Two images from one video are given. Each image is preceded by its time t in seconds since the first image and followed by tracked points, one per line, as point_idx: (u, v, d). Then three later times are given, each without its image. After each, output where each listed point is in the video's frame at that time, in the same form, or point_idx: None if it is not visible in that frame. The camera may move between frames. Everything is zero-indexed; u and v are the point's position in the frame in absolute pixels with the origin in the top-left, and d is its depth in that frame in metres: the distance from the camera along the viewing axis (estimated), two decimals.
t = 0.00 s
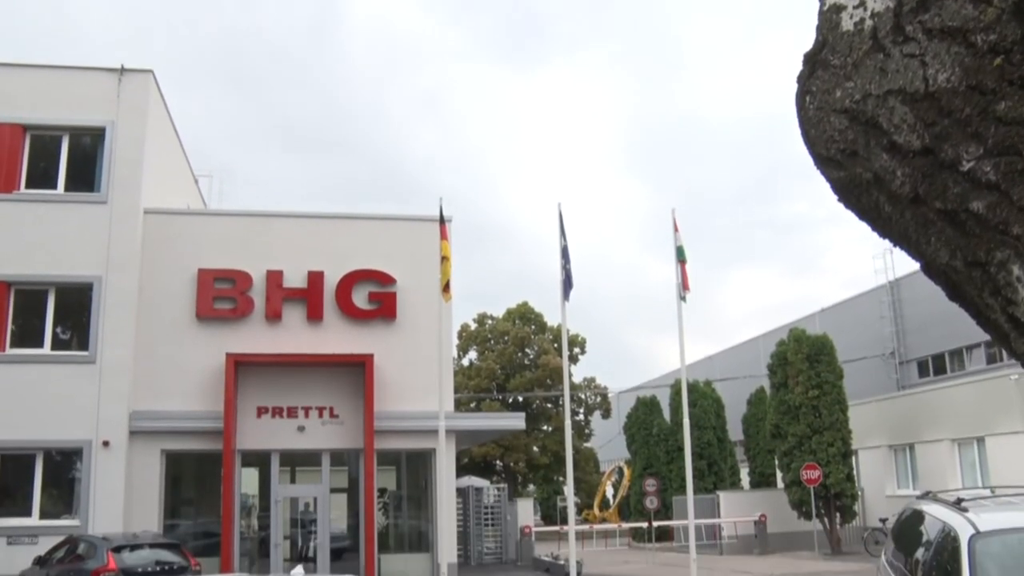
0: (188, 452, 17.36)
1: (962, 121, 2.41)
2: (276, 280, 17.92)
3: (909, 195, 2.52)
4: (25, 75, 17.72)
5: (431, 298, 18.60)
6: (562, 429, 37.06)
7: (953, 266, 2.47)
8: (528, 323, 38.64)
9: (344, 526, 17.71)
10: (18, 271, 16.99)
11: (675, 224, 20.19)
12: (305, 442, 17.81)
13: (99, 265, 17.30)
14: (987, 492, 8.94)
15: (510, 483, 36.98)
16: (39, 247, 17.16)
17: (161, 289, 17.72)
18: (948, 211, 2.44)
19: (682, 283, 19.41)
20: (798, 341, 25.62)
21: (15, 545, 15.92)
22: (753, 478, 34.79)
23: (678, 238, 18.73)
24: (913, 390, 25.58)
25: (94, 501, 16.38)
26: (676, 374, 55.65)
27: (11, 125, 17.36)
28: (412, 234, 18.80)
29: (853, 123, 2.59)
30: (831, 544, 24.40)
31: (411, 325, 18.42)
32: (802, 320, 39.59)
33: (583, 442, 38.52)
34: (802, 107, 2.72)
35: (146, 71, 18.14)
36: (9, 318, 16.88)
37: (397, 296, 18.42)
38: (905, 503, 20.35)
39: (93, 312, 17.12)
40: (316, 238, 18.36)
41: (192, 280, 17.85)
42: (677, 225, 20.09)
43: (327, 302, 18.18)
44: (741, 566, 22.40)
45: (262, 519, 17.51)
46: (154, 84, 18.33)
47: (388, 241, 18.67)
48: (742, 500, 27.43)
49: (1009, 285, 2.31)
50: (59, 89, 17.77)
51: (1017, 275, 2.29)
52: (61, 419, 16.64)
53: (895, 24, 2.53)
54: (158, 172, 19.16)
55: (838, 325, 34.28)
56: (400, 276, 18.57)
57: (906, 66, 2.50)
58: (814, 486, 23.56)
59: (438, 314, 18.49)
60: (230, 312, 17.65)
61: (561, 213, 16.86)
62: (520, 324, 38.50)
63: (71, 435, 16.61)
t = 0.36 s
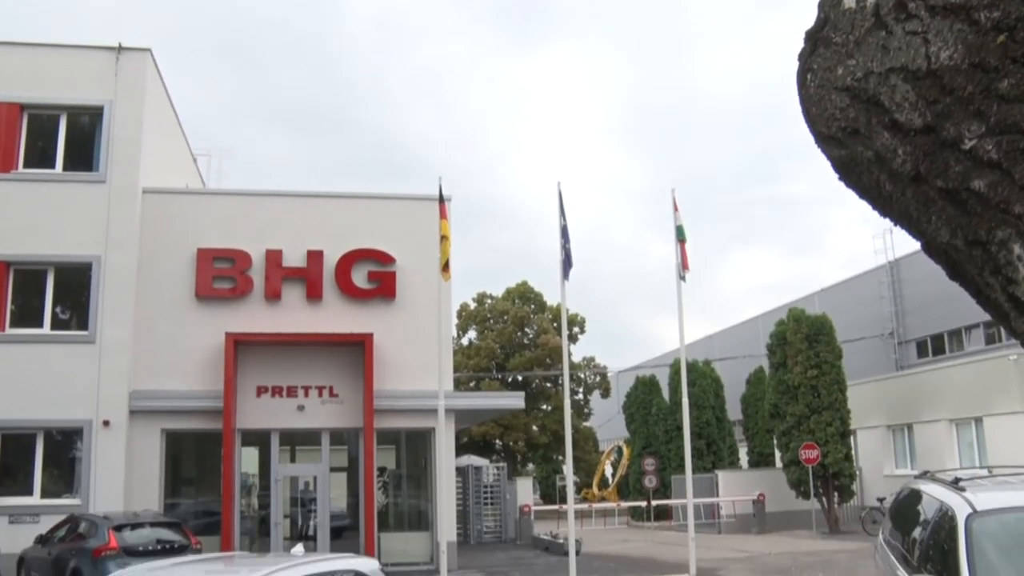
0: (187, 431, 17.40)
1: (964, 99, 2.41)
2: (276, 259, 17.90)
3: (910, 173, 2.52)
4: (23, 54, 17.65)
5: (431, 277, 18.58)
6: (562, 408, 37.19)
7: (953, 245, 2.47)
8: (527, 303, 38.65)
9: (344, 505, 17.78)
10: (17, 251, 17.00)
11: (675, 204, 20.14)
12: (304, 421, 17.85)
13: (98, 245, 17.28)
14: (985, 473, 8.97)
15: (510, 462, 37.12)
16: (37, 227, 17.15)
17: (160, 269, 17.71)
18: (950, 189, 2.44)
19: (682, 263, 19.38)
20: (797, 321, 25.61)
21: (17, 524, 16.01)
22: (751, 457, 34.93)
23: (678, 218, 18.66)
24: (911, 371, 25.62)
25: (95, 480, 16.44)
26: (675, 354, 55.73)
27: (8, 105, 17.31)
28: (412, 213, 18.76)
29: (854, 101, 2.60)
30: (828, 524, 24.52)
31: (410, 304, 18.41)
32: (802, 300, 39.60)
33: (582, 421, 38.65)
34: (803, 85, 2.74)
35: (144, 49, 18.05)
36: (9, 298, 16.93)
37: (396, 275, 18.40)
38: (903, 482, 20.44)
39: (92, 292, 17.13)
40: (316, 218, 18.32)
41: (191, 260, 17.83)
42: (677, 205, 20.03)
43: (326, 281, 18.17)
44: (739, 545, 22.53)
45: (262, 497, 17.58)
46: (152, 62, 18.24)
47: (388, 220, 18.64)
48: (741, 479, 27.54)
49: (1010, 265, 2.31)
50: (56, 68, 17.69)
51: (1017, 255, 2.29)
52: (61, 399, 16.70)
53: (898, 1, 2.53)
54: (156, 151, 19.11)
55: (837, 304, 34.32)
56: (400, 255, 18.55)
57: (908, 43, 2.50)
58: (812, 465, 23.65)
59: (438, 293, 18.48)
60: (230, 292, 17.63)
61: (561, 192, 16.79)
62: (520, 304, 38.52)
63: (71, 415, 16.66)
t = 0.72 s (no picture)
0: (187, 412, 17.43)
1: (966, 77, 2.46)
2: (275, 239, 17.87)
3: (912, 151, 2.57)
4: (19, 33, 17.57)
5: (430, 257, 18.57)
6: (561, 387, 37.27)
7: (954, 225, 2.50)
8: (526, 283, 38.61)
9: (344, 484, 17.84)
10: (15, 231, 16.99)
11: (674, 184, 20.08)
12: (304, 401, 17.89)
13: (97, 225, 17.26)
14: (984, 452, 8.99)
15: (509, 442, 37.21)
16: (36, 207, 17.14)
17: (159, 248, 17.68)
18: (951, 167, 2.48)
19: (681, 242, 19.37)
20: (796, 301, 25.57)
21: (19, 503, 16.09)
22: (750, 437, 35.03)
23: (678, 198, 18.60)
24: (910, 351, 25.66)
25: (95, 460, 16.49)
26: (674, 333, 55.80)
27: (6, 84, 17.25)
28: (411, 192, 18.72)
29: (855, 79, 2.66)
30: (826, 503, 24.63)
31: (409, 283, 18.40)
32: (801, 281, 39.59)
33: (582, 401, 38.72)
34: (805, 63, 2.80)
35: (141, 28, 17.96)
36: (8, 278, 16.96)
37: (395, 255, 18.37)
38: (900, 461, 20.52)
39: (91, 272, 17.15)
40: (315, 197, 18.28)
41: (189, 239, 17.80)
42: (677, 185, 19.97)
43: (325, 260, 18.16)
44: (737, 525, 22.65)
45: (262, 477, 17.64)
46: (150, 41, 18.14)
47: (388, 199, 18.59)
48: (740, 459, 27.63)
49: (1010, 245, 2.36)
50: (53, 47, 17.62)
51: (1019, 234, 2.34)
52: (61, 379, 16.73)
53: None
54: (155, 130, 19.05)
55: (836, 284, 34.34)
56: (400, 234, 18.53)
57: (909, 21, 2.56)
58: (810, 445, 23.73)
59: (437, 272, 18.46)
60: (229, 272, 17.61)
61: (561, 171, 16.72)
62: (519, 284, 38.49)
63: (71, 394, 16.69)
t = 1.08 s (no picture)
0: (187, 394, 17.45)
1: (969, 58, 2.45)
2: (274, 221, 17.83)
3: (913, 132, 2.58)
4: (17, 13, 17.49)
5: (430, 239, 18.54)
6: (561, 369, 37.33)
7: (956, 205, 2.51)
8: (526, 265, 38.61)
9: (344, 466, 17.90)
10: (14, 213, 16.98)
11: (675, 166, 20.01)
12: (304, 382, 17.92)
13: (95, 207, 17.23)
14: (982, 434, 9.00)
15: (508, 423, 37.31)
16: (34, 189, 17.10)
17: (158, 230, 17.65)
18: (952, 148, 2.49)
19: (681, 224, 19.33)
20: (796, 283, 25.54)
21: (20, 485, 16.14)
22: (749, 419, 35.12)
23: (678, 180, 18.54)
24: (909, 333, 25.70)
25: (96, 442, 16.53)
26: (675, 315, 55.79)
27: (3, 65, 17.19)
28: (411, 174, 18.67)
29: (857, 59, 2.68)
30: (825, 485, 24.73)
31: (409, 265, 18.40)
32: (801, 263, 39.57)
33: (581, 383, 38.74)
34: (807, 44, 2.86)
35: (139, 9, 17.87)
36: (8, 260, 16.96)
37: (395, 237, 18.34)
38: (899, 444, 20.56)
39: (91, 254, 17.14)
40: (314, 179, 18.24)
41: (189, 221, 17.77)
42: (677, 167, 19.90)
43: (325, 242, 18.13)
44: (736, 507, 22.73)
45: (262, 459, 17.73)
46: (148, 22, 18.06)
47: (387, 180, 18.55)
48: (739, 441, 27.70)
49: (1011, 226, 2.35)
50: (50, 28, 17.54)
51: (1019, 215, 2.33)
52: (61, 361, 16.75)
53: None
54: (153, 112, 18.98)
55: (835, 266, 34.33)
56: (400, 216, 18.50)
57: (911, 2, 2.55)
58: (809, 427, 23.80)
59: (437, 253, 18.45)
60: (228, 254, 17.59)
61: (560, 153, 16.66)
62: (519, 266, 38.50)
63: (71, 377, 16.72)
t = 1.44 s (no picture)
0: (187, 379, 17.46)
1: (971, 42, 2.44)
2: (272, 206, 17.80)
3: (914, 117, 2.58)
4: None
5: (429, 224, 18.52)
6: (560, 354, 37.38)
7: (957, 190, 2.50)
8: (525, 250, 38.61)
9: (343, 451, 17.93)
10: (13, 199, 16.96)
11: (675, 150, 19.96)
12: (304, 367, 17.93)
13: (95, 192, 17.20)
14: (981, 420, 9.01)
15: (507, 408, 37.39)
16: (33, 174, 17.07)
17: (157, 215, 17.62)
18: (953, 133, 2.48)
19: (681, 209, 19.31)
20: (796, 269, 25.52)
21: (20, 470, 16.18)
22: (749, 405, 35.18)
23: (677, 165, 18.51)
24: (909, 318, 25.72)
25: (96, 427, 16.56)
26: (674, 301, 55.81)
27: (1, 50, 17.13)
28: (410, 159, 18.63)
29: (858, 44, 2.69)
30: (824, 470, 24.80)
31: (409, 250, 18.39)
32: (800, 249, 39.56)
33: (580, 368, 38.77)
34: (808, 29, 2.89)
35: None
36: (7, 246, 16.95)
37: (394, 221, 18.32)
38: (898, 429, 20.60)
39: (90, 239, 17.12)
40: (313, 164, 18.20)
41: (187, 207, 17.73)
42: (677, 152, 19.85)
43: (324, 227, 18.10)
44: (734, 492, 22.79)
45: (262, 444, 17.79)
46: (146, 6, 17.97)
47: (386, 165, 18.51)
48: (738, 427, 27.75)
49: (1012, 211, 2.34)
50: (48, 12, 17.47)
51: (1020, 199, 2.31)
52: (61, 346, 16.76)
53: None
54: (152, 96, 18.93)
55: (835, 252, 34.33)
56: (399, 201, 18.48)
57: None
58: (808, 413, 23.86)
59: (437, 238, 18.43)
60: (227, 239, 17.57)
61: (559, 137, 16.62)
62: (518, 251, 38.50)
63: (71, 362, 16.73)
